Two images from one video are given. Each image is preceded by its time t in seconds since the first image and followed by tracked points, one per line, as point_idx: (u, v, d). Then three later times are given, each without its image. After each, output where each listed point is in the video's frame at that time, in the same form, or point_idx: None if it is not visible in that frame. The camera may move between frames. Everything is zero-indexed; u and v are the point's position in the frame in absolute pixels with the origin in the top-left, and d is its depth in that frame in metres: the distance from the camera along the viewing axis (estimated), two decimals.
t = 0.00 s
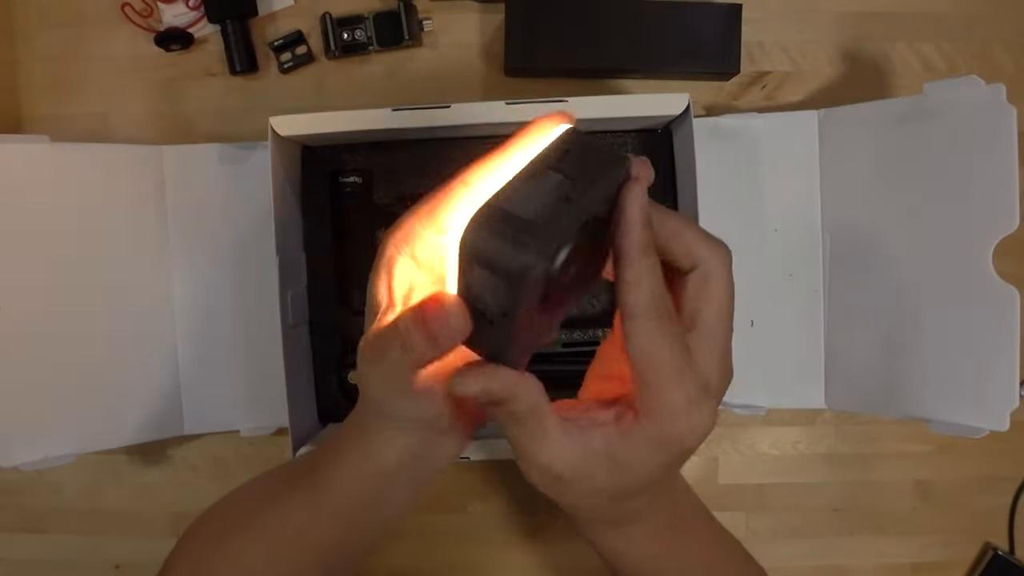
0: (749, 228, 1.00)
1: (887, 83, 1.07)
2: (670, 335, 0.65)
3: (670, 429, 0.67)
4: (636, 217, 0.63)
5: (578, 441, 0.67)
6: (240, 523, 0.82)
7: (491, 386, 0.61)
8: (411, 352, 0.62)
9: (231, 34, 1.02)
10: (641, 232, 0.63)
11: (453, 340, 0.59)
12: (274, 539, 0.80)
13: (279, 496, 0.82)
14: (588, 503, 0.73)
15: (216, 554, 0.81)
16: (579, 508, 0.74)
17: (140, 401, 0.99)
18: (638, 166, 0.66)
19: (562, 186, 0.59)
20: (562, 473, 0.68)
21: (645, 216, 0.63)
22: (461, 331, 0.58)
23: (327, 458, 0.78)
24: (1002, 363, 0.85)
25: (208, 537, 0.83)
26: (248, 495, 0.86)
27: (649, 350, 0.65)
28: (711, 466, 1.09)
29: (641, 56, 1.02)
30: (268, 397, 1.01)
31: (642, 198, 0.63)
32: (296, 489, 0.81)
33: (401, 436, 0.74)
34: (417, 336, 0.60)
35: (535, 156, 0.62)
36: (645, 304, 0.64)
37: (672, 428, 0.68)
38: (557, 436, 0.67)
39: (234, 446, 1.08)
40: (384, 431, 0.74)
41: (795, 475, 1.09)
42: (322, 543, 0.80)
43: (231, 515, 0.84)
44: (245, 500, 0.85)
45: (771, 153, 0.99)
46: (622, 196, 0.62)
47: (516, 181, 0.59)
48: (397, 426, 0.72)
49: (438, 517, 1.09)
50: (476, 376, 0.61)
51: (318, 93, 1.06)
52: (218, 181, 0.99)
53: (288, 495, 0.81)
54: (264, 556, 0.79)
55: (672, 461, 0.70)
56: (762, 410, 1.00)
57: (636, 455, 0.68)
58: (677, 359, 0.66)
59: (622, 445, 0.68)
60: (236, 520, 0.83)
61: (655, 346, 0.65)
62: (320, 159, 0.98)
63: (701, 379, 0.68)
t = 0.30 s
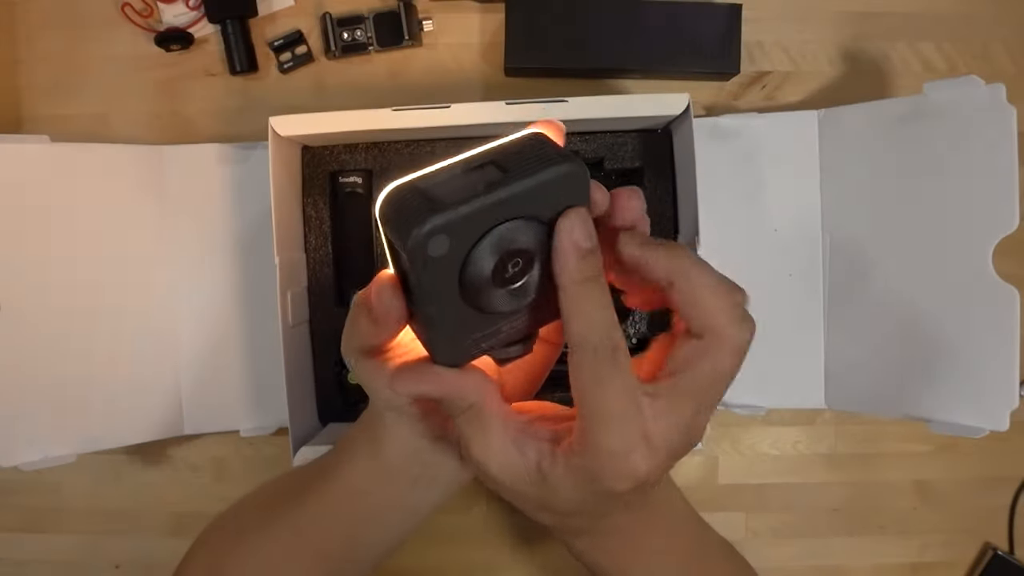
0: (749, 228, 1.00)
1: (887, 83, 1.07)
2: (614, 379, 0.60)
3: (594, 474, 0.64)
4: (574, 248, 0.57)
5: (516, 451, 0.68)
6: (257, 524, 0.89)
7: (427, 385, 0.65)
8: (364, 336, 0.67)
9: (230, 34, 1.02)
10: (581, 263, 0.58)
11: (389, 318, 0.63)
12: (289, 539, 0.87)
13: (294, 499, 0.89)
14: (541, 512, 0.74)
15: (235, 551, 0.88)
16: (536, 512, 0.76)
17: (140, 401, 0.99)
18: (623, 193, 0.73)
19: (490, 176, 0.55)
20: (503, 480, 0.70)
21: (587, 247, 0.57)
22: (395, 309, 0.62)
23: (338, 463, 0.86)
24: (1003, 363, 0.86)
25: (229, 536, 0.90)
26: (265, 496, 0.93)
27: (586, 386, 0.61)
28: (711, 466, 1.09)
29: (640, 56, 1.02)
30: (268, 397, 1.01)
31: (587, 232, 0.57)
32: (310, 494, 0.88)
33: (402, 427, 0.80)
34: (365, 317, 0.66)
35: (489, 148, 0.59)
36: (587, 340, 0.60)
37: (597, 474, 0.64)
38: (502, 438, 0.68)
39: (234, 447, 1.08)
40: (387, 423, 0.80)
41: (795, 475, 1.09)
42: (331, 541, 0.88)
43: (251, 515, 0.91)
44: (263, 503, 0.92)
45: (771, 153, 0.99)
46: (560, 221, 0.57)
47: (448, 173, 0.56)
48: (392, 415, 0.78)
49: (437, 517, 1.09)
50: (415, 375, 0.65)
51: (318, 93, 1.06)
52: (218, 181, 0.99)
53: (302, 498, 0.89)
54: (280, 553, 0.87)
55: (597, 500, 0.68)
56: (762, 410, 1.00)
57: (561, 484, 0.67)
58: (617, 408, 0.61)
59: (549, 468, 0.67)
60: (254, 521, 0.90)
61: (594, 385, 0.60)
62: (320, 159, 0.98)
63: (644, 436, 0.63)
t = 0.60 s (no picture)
0: (749, 228, 1.00)
1: (887, 83, 1.07)
2: (622, 410, 0.61)
3: (608, 494, 0.67)
4: (579, 282, 0.57)
5: (532, 463, 0.72)
6: (266, 523, 0.90)
7: (446, 406, 0.64)
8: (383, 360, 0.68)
9: (231, 34, 1.02)
10: (585, 296, 0.58)
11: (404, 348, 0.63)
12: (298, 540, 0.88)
13: (305, 500, 0.90)
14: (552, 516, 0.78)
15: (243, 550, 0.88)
16: (548, 515, 0.79)
17: (140, 401, 0.99)
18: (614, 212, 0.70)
19: (508, 188, 0.54)
20: (520, 485, 0.74)
21: (591, 279, 0.57)
22: (409, 341, 0.62)
23: (353, 464, 0.87)
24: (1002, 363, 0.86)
25: (236, 534, 0.90)
26: (273, 496, 0.94)
27: (596, 416, 0.62)
28: (711, 466, 1.09)
29: (640, 56, 1.02)
30: (268, 397, 1.01)
31: (592, 263, 0.57)
32: (321, 497, 0.89)
33: (416, 441, 0.82)
34: (383, 343, 0.66)
35: (499, 157, 0.57)
36: (594, 373, 0.60)
37: (610, 495, 0.67)
38: (519, 450, 0.72)
39: (234, 447, 1.09)
40: (399, 436, 0.81)
41: (795, 475, 1.09)
42: (340, 542, 0.88)
43: (258, 516, 0.92)
44: (271, 502, 0.93)
45: (771, 153, 0.99)
46: (568, 252, 0.57)
47: (463, 184, 0.55)
48: (406, 429, 0.80)
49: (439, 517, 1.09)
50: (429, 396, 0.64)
51: (318, 93, 1.06)
52: (218, 181, 0.99)
53: (313, 500, 0.89)
54: (286, 555, 0.88)
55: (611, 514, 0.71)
56: (762, 411, 1.00)
57: (574, 501, 0.71)
58: (626, 436, 0.62)
59: (563, 484, 0.70)
60: (262, 520, 0.90)
61: (604, 415, 0.62)
62: (320, 159, 0.97)
63: (657, 461, 0.64)
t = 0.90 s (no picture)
0: (749, 228, 1.00)
1: (887, 83, 1.07)
2: (625, 431, 0.60)
3: (616, 511, 0.67)
4: (565, 303, 0.57)
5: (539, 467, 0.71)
6: (268, 523, 0.90)
7: (449, 390, 0.62)
8: (391, 352, 0.67)
9: (231, 34, 1.02)
10: (574, 317, 0.57)
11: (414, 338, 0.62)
12: (301, 541, 0.88)
13: (307, 502, 0.90)
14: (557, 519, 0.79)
15: (245, 550, 0.88)
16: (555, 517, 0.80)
17: (140, 401, 0.99)
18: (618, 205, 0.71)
19: (506, 174, 0.56)
20: (525, 483, 0.74)
21: (577, 301, 0.57)
22: (418, 330, 0.61)
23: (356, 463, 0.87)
24: (1002, 363, 0.86)
25: (238, 535, 0.90)
26: (275, 497, 0.94)
27: (596, 438, 0.61)
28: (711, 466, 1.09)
29: (640, 56, 1.02)
30: (268, 397, 1.01)
31: (579, 284, 0.57)
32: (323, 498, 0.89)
33: (420, 438, 0.82)
34: (391, 335, 0.66)
35: (498, 151, 0.60)
36: (592, 394, 0.59)
37: (618, 512, 0.67)
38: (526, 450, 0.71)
39: (234, 447, 1.09)
40: (404, 434, 0.81)
41: (795, 474, 1.09)
42: (342, 542, 0.89)
43: (259, 516, 0.92)
44: (273, 502, 0.93)
45: (771, 153, 0.99)
46: (557, 273, 0.57)
47: (466, 174, 0.57)
48: (411, 426, 0.80)
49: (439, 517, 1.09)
50: (433, 378, 0.62)
51: (318, 93, 1.06)
52: (218, 181, 0.99)
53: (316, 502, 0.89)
54: (288, 554, 0.88)
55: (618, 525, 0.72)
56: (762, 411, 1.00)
57: (582, 508, 0.71)
58: (632, 458, 0.62)
59: (570, 492, 0.71)
60: (264, 521, 0.90)
61: (606, 437, 0.61)
62: (320, 159, 0.97)
63: (662, 481, 0.64)
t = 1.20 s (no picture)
0: (749, 229, 1.00)
1: (887, 83, 1.07)
2: (603, 457, 0.59)
3: (607, 534, 0.67)
4: (529, 333, 0.57)
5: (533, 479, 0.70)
6: (268, 524, 0.90)
7: (450, 383, 0.63)
8: (393, 352, 0.67)
9: (231, 34, 1.02)
10: (539, 346, 0.57)
11: (419, 336, 0.62)
12: (302, 541, 0.88)
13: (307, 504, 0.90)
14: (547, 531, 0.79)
15: (246, 552, 0.88)
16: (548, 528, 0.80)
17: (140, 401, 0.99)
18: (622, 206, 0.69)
19: (510, 173, 0.56)
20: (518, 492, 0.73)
21: (542, 329, 0.57)
22: (424, 328, 0.61)
23: (358, 464, 0.87)
24: (1003, 362, 0.85)
25: (239, 537, 0.90)
26: (275, 499, 0.93)
27: (574, 463, 0.60)
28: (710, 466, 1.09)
29: (640, 56, 1.02)
30: (268, 398, 1.01)
31: (542, 311, 0.57)
32: (324, 500, 0.89)
33: (421, 440, 0.82)
34: (394, 334, 0.65)
35: (503, 149, 0.60)
36: (566, 420, 0.58)
37: (608, 533, 0.67)
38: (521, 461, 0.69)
39: (234, 447, 1.09)
40: (406, 435, 0.81)
41: (795, 474, 1.09)
42: (343, 543, 0.89)
43: (259, 518, 0.91)
44: (274, 504, 0.92)
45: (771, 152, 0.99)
46: (517, 303, 0.58)
47: (470, 172, 0.57)
48: (413, 428, 0.80)
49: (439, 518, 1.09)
50: (436, 371, 0.62)
51: (318, 94, 1.06)
52: (218, 181, 0.99)
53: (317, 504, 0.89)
54: (289, 553, 0.88)
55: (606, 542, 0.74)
56: (761, 411, 1.00)
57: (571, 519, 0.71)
58: (613, 481, 0.60)
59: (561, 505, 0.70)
60: (265, 521, 0.90)
61: (584, 462, 0.59)
62: (320, 159, 0.97)
63: (648, 501, 0.62)
